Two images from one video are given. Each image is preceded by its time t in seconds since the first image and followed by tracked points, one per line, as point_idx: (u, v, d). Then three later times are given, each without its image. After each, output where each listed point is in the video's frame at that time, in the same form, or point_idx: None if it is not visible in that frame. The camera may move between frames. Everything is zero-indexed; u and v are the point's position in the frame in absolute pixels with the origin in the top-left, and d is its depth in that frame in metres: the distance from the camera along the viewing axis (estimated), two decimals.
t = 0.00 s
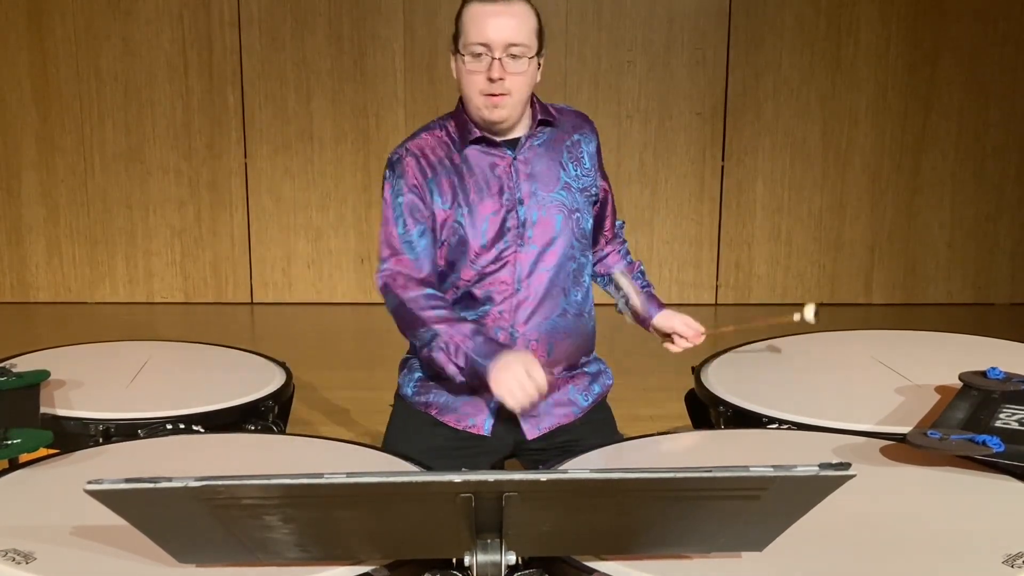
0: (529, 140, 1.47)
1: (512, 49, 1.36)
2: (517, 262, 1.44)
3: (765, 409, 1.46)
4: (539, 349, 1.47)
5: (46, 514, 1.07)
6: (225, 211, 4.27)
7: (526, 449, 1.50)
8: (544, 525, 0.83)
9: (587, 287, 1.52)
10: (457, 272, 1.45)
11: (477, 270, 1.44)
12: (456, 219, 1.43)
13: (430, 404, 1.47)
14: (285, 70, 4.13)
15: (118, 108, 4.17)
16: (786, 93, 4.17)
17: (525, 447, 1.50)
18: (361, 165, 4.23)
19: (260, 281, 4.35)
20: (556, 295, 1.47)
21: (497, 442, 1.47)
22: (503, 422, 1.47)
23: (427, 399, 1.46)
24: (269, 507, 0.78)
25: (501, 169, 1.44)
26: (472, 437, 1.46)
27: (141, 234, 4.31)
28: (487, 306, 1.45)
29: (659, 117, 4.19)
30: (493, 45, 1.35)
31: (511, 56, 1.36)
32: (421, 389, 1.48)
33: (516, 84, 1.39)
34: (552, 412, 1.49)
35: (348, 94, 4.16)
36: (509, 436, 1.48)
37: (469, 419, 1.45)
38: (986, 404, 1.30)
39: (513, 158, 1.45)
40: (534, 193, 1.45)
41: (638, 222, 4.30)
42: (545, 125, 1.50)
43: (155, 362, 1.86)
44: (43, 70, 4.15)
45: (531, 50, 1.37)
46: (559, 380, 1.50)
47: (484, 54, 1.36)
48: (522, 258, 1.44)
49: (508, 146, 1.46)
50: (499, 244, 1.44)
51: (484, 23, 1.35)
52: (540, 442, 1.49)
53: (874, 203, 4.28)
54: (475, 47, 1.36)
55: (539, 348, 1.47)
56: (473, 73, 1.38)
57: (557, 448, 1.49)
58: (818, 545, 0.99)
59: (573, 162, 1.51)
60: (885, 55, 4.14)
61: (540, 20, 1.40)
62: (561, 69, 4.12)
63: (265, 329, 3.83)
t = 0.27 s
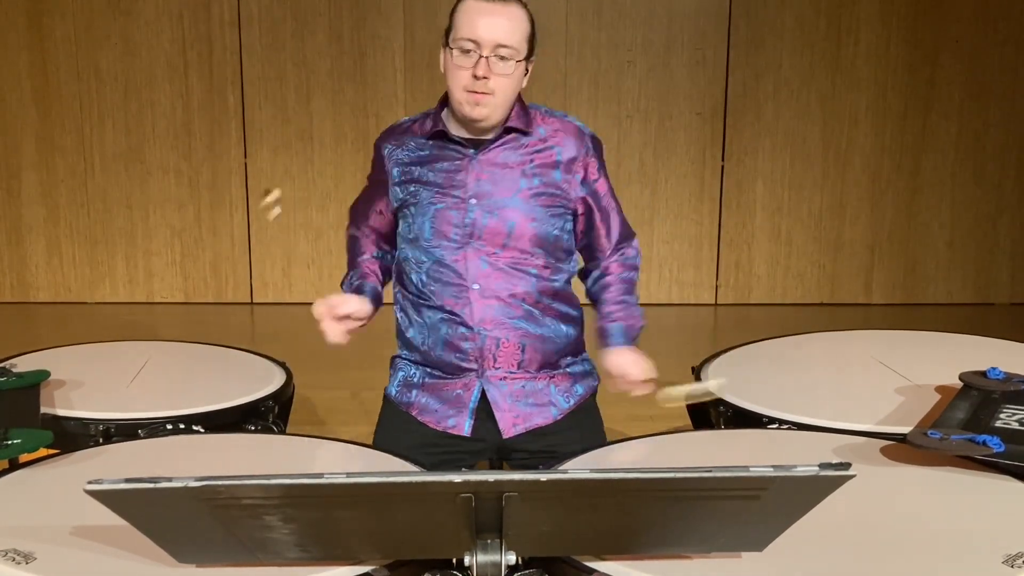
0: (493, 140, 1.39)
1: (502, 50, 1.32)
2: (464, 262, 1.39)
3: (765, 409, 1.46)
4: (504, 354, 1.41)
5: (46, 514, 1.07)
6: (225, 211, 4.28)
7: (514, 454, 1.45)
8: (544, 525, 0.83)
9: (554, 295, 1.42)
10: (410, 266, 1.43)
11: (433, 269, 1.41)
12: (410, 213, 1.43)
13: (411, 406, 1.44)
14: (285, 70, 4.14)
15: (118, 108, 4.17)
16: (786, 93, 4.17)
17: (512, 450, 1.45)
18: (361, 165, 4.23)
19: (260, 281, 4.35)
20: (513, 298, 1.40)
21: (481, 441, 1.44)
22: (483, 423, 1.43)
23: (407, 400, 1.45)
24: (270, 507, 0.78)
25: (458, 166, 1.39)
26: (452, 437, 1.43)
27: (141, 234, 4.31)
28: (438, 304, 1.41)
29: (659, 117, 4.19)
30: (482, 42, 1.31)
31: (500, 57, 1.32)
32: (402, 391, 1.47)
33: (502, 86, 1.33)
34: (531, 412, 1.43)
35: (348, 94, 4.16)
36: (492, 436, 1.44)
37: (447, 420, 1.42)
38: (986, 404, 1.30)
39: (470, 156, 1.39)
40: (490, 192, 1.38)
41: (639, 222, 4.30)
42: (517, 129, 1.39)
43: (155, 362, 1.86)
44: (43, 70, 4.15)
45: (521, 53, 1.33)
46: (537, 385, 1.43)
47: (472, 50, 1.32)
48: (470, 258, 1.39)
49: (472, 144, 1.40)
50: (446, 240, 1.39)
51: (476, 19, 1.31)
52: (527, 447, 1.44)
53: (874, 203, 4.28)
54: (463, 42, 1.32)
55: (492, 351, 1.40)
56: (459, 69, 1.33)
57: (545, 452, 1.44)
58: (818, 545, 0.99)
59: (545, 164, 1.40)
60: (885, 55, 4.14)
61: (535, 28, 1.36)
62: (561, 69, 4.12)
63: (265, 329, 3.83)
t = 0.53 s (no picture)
0: (464, 144, 1.45)
1: (489, 46, 1.39)
2: (430, 258, 1.47)
3: (765, 409, 1.46)
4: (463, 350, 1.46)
5: (45, 514, 1.07)
6: (225, 211, 4.27)
7: (505, 452, 1.50)
8: (544, 525, 0.83)
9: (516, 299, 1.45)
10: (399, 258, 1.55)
11: (407, 263, 1.51)
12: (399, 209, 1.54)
13: (398, 399, 1.51)
14: (285, 70, 4.14)
15: (118, 108, 4.17)
16: (786, 93, 4.17)
17: (503, 448, 1.50)
18: (361, 165, 4.23)
19: (260, 281, 4.35)
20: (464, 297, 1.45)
21: (465, 436, 1.49)
22: (466, 416, 1.49)
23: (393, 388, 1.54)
24: (270, 508, 0.78)
25: (434, 167, 1.48)
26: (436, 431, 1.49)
27: (141, 234, 4.30)
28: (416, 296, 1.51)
29: (659, 117, 4.19)
30: (471, 36, 1.39)
31: (487, 52, 1.40)
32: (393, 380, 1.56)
33: (488, 80, 1.41)
34: (508, 406, 1.47)
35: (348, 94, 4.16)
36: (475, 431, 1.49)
37: (429, 411, 1.48)
38: (986, 404, 1.30)
39: (443, 157, 1.47)
40: (448, 193, 1.44)
41: (639, 222, 4.30)
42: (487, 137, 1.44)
43: (156, 362, 1.86)
44: (43, 70, 4.15)
45: (509, 51, 1.40)
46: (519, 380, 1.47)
47: (462, 44, 1.40)
48: (434, 255, 1.46)
49: (450, 142, 1.48)
50: (415, 237, 1.48)
51: (468, 15, 1.39)
52: (520, 445, 1.49)
53: (874, 203, 4.28)
54: (455, 36, 1.41)
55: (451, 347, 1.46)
56: (449, 61, 1.42)
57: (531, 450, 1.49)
58: (818, 545, 0.98)
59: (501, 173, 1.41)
60: (885, 55, 4.14)
61: (527, 29, 1.43)
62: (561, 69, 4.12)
63: (265, 329, 3.83)
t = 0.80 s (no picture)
0: (468, 142, 1.47)
1: (483, 31, 1.42)
2: (440, 259, 1.47)
3: (765, 409, 1.46)
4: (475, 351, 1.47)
5: (45, 514, 1.07)
6: (225, 211, 4.27)
7: (502, 453, 1.50)
8: (544, 525, 0.83)
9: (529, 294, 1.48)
10: (397, 264, 1.53)
11: (413, 266, 1.50)
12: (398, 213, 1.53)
13: (395, 401, 1.53)
14: (285, 70, 4.14)
15: (118, 108, 4.17)
16: (786, 93, 4.17)
17: (501, 450, 1.50)
18: (361, 165, 4.23)
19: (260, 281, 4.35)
20: (480, 296, 1.46)
21: (464, 437, 1.50)
22: (465, 418, 1.50)
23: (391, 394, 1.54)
24: (270, 508, 0.78)
25: (438, 170, 1.48)
26: (433, 431, 1.50)
27: (140, 234, 4.30)
28: (422, 300, 1.50)
29: (659, 117, 4.19)
30: (465, 23, 1.41)
31: (481, 37, 1.42)
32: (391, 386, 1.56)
33: (484, 65, 1.43)
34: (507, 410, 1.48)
35: (348, 94, 4.16)
36: (474, 433, 1.50)
37: (426, 415, 1.50)
38: (986, 404, 1.30)
39: (448, 159, 1.48)
40: (460, 194, 1.46)
41: (639, 222, 4.30)
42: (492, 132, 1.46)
43: (155, 362, 1.86)
44: (43, 70, 4.15)
45: (502, 35, 1.43)
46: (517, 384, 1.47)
47: (456, 32, 1.42)
48: (446, 256, 1.46)
49: (452, 140, 1.49)
50: (423, 239, 1.48)
51: (460, 4, 1.42)
52: (519, 447, 1.49)
53: (874, 203, 4.28)
54: (448, 25, 1.43)
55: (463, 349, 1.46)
56: (443, 50, 1.43)
57: (529, 452, 1.49)
58: (818, 545, 0.98)
59: (519, 168, 1.45)
60: (885, 55, 4.14)
61: (515, 17, 1.47)
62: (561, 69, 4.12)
63: (265, 329, 3.83)
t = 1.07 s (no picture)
0: (482, 142, 1.47)
1: (479, 32, 1.42)
2: (457, 261, 1.46)
3: (764, 408, 1.46)
4: (493, 350, 1.47)
5: (45, 514, 1.07)
6: (225, 211, 4.27)
7: (509, 452, 1.51)
8: (543, 525, 0.83)
9: (544, 290, 1.49)
10: (406, 268, 1.52)
11: (425, 268, 1.49)
12: (405, 217, 1.52)
13: (402, 401, 1.53)
14: (285, 70, 4.14)
15: (118, 108, 4.17)
16: (786, 93, 4.17)
17: (506, 449, 1.51)
18: (361, 165, 4.23)
19: (260, 281, 4.35)
20: (500, 294, 1.47)
21: (472, 437, 1.50)
22: (473, 418, 1.49)
23: (398, 396, 1.53)
24: (269, 508, 0.78)
25: (450, 169, 1.48)
26: (439, 432, 1.49)
27: (140, 234, 4.30)
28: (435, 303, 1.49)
29: (659, 117, 4.19)
30: (460, 26, 1.41)
31: (478, 38, 1.42)
32: (397, 387, 1.55)
33: (484, 65, 1.43)
34: (517, 410, 1.48)
35: (348, 95, 4.15)
36: (482, 433, 1.50)
37: (434, 415, 1.49)
38: (986, 404, 1.30)
39: (462, 157, 1.47)
40: (478, 193, 1.46)
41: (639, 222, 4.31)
42: (503, 128, 1.47)
43: (155, 362, 1.86)
44: (43, 70, 4.15)
45: (497, 33, 1.44)
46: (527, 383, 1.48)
47: (452, 37, 1.42)
48: (464, 258, 1.46)
49: (461, 142, 1.49)
50: (438, 241, 1.47)
51: (452, 9, 1.42)
52: (523, 446, 1.49)
53: (874, 203, 4.28)
54: (443, 32, 1.43)
55: (482, 348, 1.47)
56: (441, 57, 1.43)
57: (537, 452, 1.49)
58: (818, 545, 0.99)
59: (535, 164, 1.47)
60: (885, 55, 4.14)
61: (505, 16, 1.48)
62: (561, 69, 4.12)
63: (265, 329, 3.83)
